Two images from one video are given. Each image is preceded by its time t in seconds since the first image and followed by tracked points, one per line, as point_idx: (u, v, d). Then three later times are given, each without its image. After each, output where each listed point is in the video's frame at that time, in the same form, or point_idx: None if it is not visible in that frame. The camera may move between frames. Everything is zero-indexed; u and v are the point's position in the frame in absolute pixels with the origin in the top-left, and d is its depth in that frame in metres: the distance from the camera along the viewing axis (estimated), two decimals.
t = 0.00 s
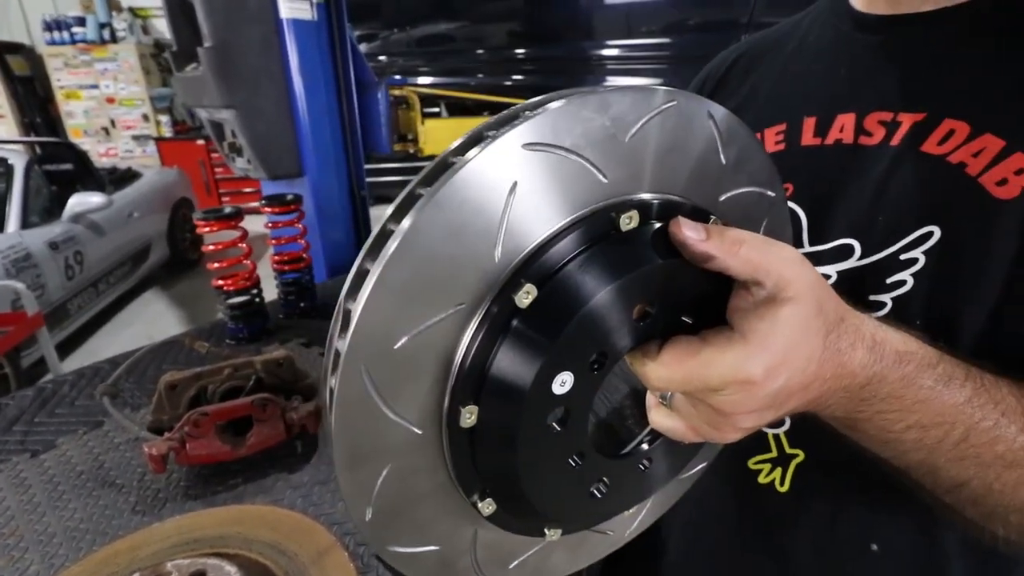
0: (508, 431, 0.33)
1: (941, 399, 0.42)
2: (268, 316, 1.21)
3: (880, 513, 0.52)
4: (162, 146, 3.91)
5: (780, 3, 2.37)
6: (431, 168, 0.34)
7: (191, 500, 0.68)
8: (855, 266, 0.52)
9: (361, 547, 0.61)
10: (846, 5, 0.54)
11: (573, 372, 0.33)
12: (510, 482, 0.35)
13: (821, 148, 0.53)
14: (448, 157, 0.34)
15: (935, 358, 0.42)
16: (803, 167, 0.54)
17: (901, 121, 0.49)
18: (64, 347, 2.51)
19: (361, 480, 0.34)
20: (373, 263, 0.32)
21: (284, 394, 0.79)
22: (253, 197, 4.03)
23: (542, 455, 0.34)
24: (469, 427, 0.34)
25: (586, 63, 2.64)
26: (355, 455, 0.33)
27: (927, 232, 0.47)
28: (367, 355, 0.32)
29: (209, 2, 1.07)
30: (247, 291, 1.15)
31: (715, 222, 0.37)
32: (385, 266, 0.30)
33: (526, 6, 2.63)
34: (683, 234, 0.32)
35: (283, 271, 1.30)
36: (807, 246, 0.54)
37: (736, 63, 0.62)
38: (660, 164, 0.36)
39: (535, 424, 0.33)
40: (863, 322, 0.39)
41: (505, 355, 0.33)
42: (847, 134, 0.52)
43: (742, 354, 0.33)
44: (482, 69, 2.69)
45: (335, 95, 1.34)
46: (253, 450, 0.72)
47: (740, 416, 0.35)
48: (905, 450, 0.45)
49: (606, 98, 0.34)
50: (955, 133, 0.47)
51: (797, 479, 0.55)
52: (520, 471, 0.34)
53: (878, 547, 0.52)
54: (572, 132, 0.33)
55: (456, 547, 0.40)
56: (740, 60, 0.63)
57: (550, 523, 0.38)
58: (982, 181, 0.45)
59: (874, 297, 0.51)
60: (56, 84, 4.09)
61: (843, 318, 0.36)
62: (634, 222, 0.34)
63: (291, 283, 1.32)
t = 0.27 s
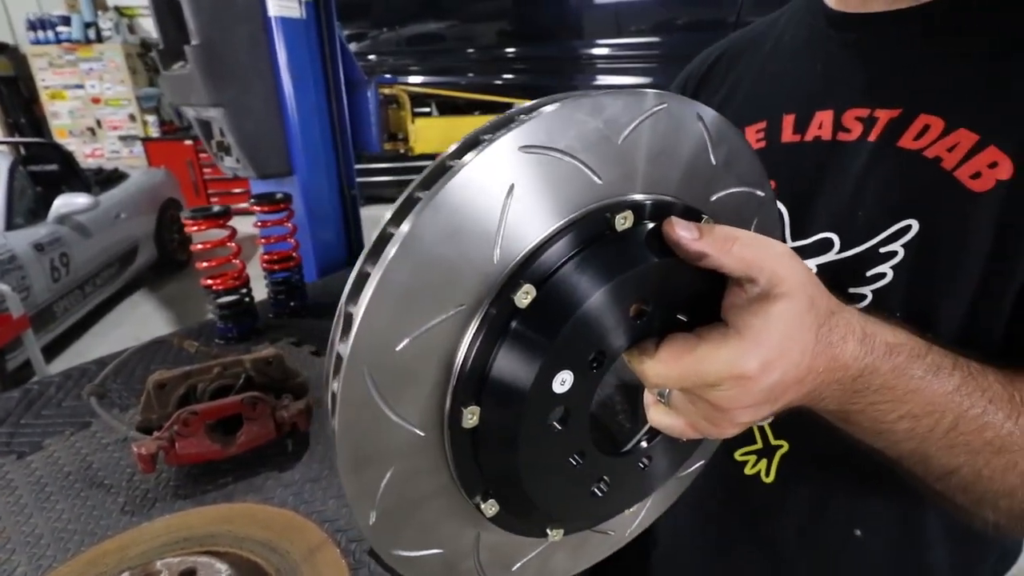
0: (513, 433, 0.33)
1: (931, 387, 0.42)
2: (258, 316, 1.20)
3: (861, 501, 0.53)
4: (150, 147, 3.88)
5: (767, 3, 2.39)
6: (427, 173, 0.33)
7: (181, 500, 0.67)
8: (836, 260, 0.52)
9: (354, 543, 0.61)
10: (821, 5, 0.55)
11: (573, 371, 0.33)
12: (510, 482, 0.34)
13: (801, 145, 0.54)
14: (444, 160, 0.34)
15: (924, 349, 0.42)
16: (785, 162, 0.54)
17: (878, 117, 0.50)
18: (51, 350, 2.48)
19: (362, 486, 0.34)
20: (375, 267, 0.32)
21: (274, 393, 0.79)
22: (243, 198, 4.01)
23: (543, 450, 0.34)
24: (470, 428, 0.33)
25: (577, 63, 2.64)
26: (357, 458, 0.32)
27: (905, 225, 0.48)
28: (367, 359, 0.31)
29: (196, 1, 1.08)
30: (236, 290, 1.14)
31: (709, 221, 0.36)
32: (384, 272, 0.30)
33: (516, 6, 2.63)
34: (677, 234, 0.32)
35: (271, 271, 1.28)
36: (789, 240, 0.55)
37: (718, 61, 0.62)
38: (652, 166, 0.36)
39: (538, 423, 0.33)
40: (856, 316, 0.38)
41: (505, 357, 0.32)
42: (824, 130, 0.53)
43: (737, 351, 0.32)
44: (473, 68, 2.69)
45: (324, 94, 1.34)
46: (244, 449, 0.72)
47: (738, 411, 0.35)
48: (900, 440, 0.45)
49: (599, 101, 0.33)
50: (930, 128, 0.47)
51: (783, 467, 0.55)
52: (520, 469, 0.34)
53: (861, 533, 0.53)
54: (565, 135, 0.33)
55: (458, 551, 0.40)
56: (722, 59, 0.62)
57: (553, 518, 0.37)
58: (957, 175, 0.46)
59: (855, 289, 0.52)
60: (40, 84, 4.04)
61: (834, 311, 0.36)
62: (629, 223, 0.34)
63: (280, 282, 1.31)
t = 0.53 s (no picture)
0: (546, 456, 0.33)
1: (946, 385, 0.43)
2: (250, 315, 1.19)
3: (852, 486, 0.54)
4: (138, 148, 3.86)
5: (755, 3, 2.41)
6: (448, 209, 0.32)
7: (173, 498, 0.67)
8: (822, 255, 0.53)
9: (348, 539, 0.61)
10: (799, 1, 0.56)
11: (600, 393, 0.33)
12: (544, 499, 0.34)
13: (785, 142, 0.54)
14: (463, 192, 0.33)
15: (937, 346, 0.43)
16: (771, 157, 0.55)
17: (859, 114, 0.50)
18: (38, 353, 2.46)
19: (401, 522, 0.32)
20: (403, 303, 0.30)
21: (266, 391, 0.79)
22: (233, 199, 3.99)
23: (575, 466, 0.34)
24: (504, 454, 0.33)
25: (567, 62, 2.60)
26: (399, 494, 0.32)
27: (890, 220, 0.49)
28: (402, 395, 0.30)
29: None
30: (227, 290, 1.13)
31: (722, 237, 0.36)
32: (414, 309, 0.29)
33: (507, 6, 2.64)
34: (693, 253, 0.31)
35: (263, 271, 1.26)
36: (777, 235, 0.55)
37: (698, 58, 0.63)
38: (664, 186, 0.35)
39: (568, 442, 0.33)
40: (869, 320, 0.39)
41: (533, 381, 0.32)
42: (806, 127, 0.53)
43: (756, 363, 0.33)
44: (464, 67, 2.64)
45: (315, 92, 1.33)
46: (236, 447, 0.72)
47: (760, 421, 0.36)
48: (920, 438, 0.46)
49: (612, 126, 0.33)
50: (910, 125, 0.48)
51: (776, 459, 0.56)
52: (554, 485, 0.33)
53: (852, 519, 0.54)
54: (583, 163, 0.32)
55: (491, 572, 0.38)
56: (702, 56, 0.63)
57: (588, 531, 0.37)
58: (938, 171, 0.47)
59: (841, 283, 0.52)
60: (25, 85, 3.99)
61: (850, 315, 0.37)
62: (646, 244, 0.33)
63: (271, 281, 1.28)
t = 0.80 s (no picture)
0: (560, 477, 0.33)
1: (925, 378, 0.43)
2: (240, 313, 1.20)
3: (836, 467, 0.55)
4: (126, 148, 3.84)
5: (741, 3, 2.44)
6: (453, 253, 0.32)
7: (166, 490, 0.68)
8: (802, 247, 0.54)
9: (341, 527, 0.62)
10: None
11: (608, 414, 0.33)
12: (557, 511, 0.35)
13: (761, 136, 0.56)
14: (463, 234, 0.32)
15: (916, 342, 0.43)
16: (749, 152, 0.56)
17: (833, 109, 0.52)
18: (25, 356, 2.44)
19: (427, 546, 0.33)
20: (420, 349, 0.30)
21: (257, 384, 0.80)
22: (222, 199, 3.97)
23: (587, 479, 0.34)
24: (520, 478, 0.33)
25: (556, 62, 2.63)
26: (425, 525, 0.32)
27: (866, 213, 0.50)
28: (423, 433, 0.30)
29: None
30: (218, 287, 1.14)
31: (713, 254, 0.37)
32: (432, 353, 0.29)
33: (496, 6, 2.65)
34: (686, 274, 0.31)
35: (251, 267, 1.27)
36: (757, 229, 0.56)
37: (677, 49, 0.65)
38: (656, 210, 0.35)
39: (580, 462, 0.33)
40: (852, 321, 0.39)
41: (547, 406, 0.32)
42: (781, 121, 0.55)
43: (752, 374, 0.33)
44: (454, 67, 2.64)
45: (305, 93, 1.34)
46: (227, 441, 0.73)
47: (756, 426, 0.36)
48: (901, 428, 0.46)
49: (607, 161, 0.32)
50: (883, 120, 0.50)
51: (764, 447, 0.57)
52: (569, 499, 0.34)
53: (838, 499, 0.55)
54: (580, 200, 0.32)
55: None
56: (680, 47, 0.65)
57: (600, 536, 0.38)
58: (911, 165, 0.48)
59: (821, 276, 0.53)
60: (10, 85, 3.94)
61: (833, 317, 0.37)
62: (643, 268, 0.34)
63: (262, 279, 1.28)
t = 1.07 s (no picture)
0: (548, 456, 0.34)
1: (887, 357, 0.42)
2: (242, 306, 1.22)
3: (810, 444, 0.58)
4: (125, 148, 3.87)
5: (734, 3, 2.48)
6: (443, 251, 0.34)
7: (173, 470, 0.71)
8: (778, 234, 0.57)
9: (341, 505, 0.65)
10: None
11: (593, 393, 0.34)
12: (548, 487, 0.35)
13: (741, 129, 0.59)
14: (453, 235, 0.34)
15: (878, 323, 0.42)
16: (729, 144, 0.59)
17: (807, 103, 0.55)
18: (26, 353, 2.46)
19: (428, 522, 0.34)
20: (416, 335, 0.32)
21: (261, 370, 0.83)
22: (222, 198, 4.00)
23: (572, 456, 0.35)
24: (512, 455, 0.34)
25: (552, 61, 2.68)
26: (426, 501, 0.33)
27: (836, 202, 0.53)
28: (421, 416, 0.31)
29: None
30: (220, 280, 1.16)
31: (689, 246, 0.38)
32: (426, 343, 0.30)
33: (492, 5, 2.68)
34: (661, 264, 0.32)
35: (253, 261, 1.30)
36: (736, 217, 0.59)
37: (663, 48, 0.68)
38: (635, 205, 0.36)
39: (566, 441, 0.34)
40: (818, 305, 0.39)
41: (534, 389, 0.33)
42: (760, 115, 0.58)
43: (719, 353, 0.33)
44: (452, 66, 2.70)
45: (303, 92, 1.37)
46: (233, 423, 0.76)
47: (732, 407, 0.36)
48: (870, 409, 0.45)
49: (584, 162, 0.34)
50: (853, 114, 0.53)
51: (743, 424, 0.60)
52: (557, 476, 0.35)
53: (812, 473, 0.58)
54: (559, 196, 0.33)
55: (510, 558, 0.40)
56: (666, 46, 0.68)
57: (591, 514, 0.38)
58: (877, 156, 0.51)
59: (795, 260, 0.57)
60: (8, 84, 3.94)
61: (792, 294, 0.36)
62: (621, 259, 0.35)
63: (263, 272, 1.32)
